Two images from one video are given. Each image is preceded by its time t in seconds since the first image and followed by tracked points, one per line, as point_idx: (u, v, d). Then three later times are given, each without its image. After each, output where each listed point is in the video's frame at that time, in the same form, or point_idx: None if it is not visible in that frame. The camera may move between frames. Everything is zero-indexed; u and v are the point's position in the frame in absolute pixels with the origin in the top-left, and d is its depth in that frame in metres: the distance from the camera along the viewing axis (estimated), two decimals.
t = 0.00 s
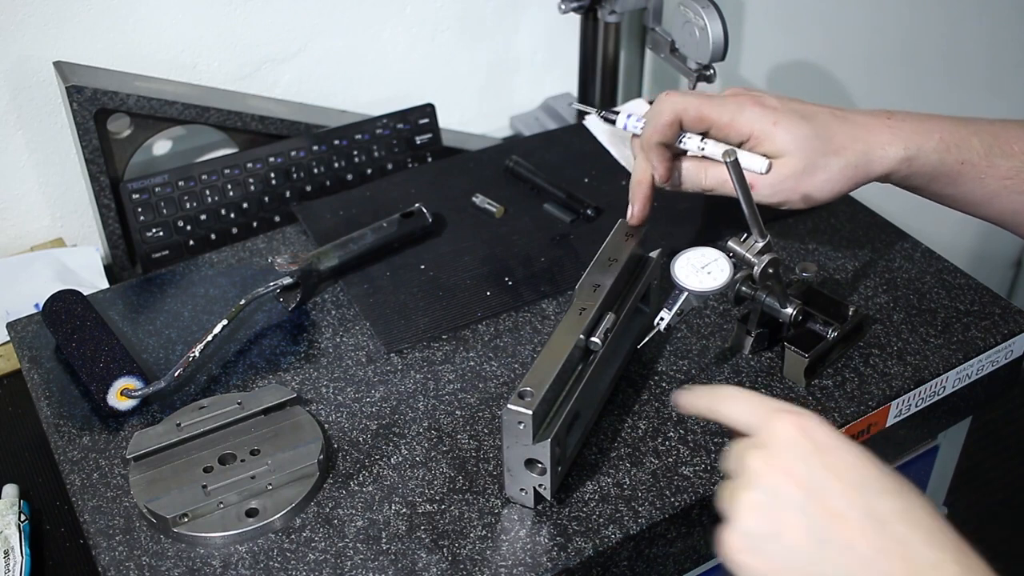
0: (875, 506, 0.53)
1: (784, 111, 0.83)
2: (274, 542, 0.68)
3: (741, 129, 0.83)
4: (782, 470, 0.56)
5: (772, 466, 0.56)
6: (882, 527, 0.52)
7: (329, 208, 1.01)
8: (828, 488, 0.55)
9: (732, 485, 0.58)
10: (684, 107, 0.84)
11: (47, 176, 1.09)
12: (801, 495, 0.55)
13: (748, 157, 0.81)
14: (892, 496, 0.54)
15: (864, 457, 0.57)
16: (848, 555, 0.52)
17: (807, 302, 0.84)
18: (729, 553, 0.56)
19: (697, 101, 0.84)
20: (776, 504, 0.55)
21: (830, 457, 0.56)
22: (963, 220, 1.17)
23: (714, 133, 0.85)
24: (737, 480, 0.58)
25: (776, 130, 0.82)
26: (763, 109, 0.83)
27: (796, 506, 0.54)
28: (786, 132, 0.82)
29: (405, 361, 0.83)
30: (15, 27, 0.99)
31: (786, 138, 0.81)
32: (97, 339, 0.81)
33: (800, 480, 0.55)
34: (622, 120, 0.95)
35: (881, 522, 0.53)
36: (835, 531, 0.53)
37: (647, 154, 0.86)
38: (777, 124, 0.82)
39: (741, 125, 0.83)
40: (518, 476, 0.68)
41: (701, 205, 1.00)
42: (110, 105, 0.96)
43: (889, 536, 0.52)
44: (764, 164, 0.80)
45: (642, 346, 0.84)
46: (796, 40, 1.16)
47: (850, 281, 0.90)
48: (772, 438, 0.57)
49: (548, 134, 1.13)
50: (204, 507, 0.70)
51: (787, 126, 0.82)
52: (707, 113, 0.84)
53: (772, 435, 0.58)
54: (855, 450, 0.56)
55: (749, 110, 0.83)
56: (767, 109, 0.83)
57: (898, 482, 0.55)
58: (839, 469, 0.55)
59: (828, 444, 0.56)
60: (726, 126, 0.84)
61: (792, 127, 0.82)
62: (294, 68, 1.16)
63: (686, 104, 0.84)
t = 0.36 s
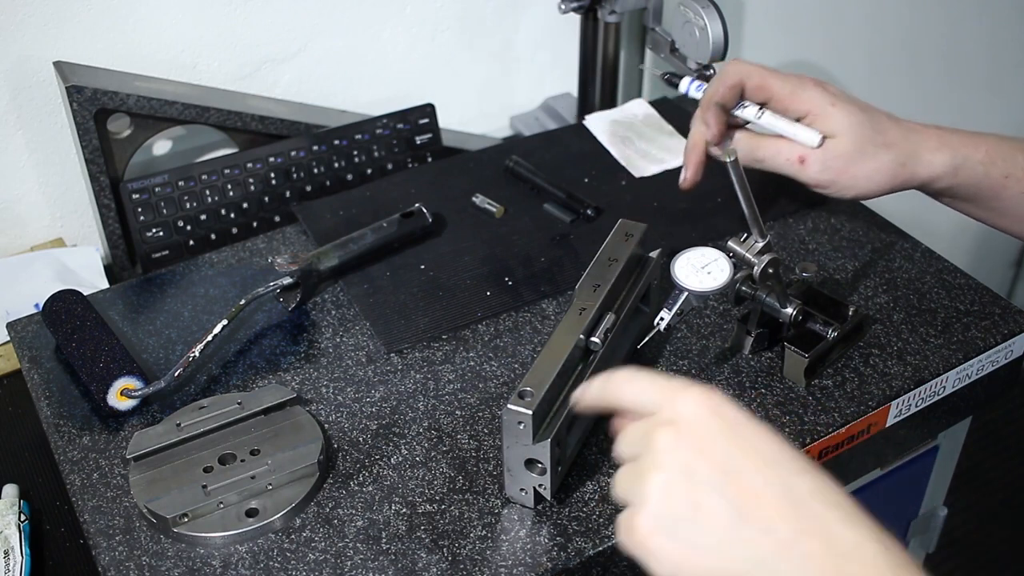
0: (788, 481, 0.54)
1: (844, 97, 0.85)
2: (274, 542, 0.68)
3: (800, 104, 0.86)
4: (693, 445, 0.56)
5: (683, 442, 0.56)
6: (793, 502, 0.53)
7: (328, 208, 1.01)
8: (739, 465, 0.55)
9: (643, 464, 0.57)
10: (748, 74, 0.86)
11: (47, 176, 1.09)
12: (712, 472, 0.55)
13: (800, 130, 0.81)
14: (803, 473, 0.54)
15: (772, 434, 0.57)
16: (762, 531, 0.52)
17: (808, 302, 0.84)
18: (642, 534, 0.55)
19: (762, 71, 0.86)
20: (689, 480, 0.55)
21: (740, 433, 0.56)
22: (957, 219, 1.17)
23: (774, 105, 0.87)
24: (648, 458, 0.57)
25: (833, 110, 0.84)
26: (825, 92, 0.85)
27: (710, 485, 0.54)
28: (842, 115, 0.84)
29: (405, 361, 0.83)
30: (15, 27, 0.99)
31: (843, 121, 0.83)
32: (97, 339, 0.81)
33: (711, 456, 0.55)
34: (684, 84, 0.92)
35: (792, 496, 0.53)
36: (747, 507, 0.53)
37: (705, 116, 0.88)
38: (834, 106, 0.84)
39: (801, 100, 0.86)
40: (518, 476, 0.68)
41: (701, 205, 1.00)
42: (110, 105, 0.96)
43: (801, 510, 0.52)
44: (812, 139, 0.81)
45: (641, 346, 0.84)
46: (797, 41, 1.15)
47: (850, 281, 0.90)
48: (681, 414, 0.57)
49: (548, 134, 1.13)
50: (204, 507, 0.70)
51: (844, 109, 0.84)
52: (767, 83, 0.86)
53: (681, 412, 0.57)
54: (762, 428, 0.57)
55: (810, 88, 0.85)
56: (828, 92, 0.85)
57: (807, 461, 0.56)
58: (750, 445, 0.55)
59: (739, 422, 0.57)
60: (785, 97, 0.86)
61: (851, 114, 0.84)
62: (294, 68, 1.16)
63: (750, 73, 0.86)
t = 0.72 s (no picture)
0: (764, 503, 0.62)
1: (937, 232, 0.86)
2: (274, 542, 0.68)
3: (898, 246, 0.86)
4: (689, 455, 0.63)
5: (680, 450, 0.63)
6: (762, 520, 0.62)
7: (328, 208, 1.01)
8: (727, 479, 0.62)
9: (638, 450, 0.65)
10: (848, 212, 0.88)
11: (47, 176, 1.09)
12: (700, 481, 0.62)
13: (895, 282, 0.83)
14: (775, 494, 0.63)
15: (758, 448, 0.64)
16: (728, 536, 0.62)
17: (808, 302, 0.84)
18: (625, 518, 0.64)
19: (862, 209, 0.88)
20: (677, 484, 0.63)
21: (734, 450, 0.63)
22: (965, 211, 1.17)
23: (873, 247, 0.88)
24: (645, 448, 0.64)
25: (932, 249, 0.85)
26: (921, 228, 0.86)
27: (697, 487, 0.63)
28: (942, 254, 0.84)
29: (405, 361, 0.83)
30: (15, 27, 0.99)
31: (945, 257, 0.84)
32: (97, 339, 0.81)
33: (703, 467, 0.63)
34: (786, 213, 0.89)
35: (762, 515, 0.62)
36: (722, 516, 0.62)
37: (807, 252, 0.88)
38: (933, 245, 0.85)
39: (899, 239, 0.86)
40: (518, 476, 0.68)
41: (701, 205, 1.00)
42: (110, 105, 0.96)
43: (767, 530, 0.62)
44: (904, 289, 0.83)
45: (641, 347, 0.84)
46: (796, 43, 1.15)
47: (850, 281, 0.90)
48: (684, 419, 0.64)
49: (548, 134, 1.13)
50: (204, 507, 0.70)
51: (942, 248, 0.85)
52: (869, 222, 0.87)
53: (685, 418, 0.64)
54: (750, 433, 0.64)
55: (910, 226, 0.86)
56: (924, 230, 0.86)
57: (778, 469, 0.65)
58: (740, 463, 0.63)
59: (738, 439, 0.63)
60: (883, 242, 0.87)
61: (945, 245, 0.85)
62: (294, 68, 1.16)
63: (851, 209, 0.88)
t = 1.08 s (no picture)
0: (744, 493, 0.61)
1: (942, 211, 0.86)
2: (274, 542, 0.68)
3: (903, 229, 0.86)
4: (662, 477, 0.61)
5: (652, 473, 0.61)
6: (749, 515, 0.61)
7: (328, 208, 1.01)
8: (702, 487, 0.61)
9: (618, 475, 0.64)
10: (851, 199, 0.88)
11: (47, 176, 1.09)
12: (679, 497, 0.61)
13: (903, 269, 0.84)
14: (757, 486, 0.62)
15: (726, 442, 0.62)
16: (721, 537, 0.62)
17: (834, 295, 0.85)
18: (620, 540, 0.64)
19: (865, 194, 0.88)
20: (658, 505, 0.62)
21: (704, 461, 0.61)
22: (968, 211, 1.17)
23: (878, 229, 0.88)
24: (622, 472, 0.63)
25: (938, 230, 0.85)
26: (926, 210, 0.86)
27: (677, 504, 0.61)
28: (947, 234, 0.85)
29: (405, 361, 0.83)
30: (15, 27, 0.99)
31: (949, 239, 0.84)
32: (97, 339, 0.81)
33: (680, 485, 0.61)
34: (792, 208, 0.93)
35: (748, 510, 0.61)
36: (710, 521, 0.61)
37: (823, 244, 0.88)
38: (938, 225, 0.85)
39: (905, 222, 0.86)
40: (518, 476, 0.68)
41: (701, 205, 1.00)
42: (110, 105, 0.96)
43: (756, 524, 0.61)
44: (911, 275, 0.84)
45: (641, 347, 0.84)
46: (797, 42, 1.14)
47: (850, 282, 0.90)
48: (649, 444, 0.62)
49: (549, 134, 1.13)
50: (204, 507, 0.70)
51: (948, 230, 0.85)
52: (872, 207, 0.87)
53: (650, 442, 0.62)
54: (717, 434, 0.62)
55: (915, 207, 0.86)
56: (929, 209, 0.86)
57: (752, 455, 0.63)
58: (713, 472, 0.61)
59: (704, 444, 0.62)
60: (889, 225, 0.87)
61: (950, 227, 0.85)
62: (294, 68, 1.16)
63: (853, 196, 0.88)
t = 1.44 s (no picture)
0: (728, 492, 0.59)
1: (950, 205, 0.86)
2: (273, 542, 0.68)
3: (913, 221, 0.86)
4: (640, 486, 0.60)
5: (630, 484, 0.60)
6: (736, 514, 0.59)
7: (328, 209, 1.01)
8: (683, 492, 0.59)
9: (602, 485, 0.63)
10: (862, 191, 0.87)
11: (47, 176, 1.09)
12: (661, 504, 0.60)
13: (911, 264, 0.84)
14: (742, 483, 0.60)
15: (704, 441, 0.60)
16: (710, 539, 0.60)
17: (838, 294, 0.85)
18: (612, 547, 0.63)
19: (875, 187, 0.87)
20: (640, 514, 0.61)
21: (681, 466, 0.59)
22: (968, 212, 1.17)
23: (886, 221, 0.88)
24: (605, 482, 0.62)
25: (947, 224, 0.85)
26: (935, 203, 0.86)
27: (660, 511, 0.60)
28: (955, 227, 0.85)
29: (405, 361, 0.83)
30: (15, 27, 0.99)
31: (957, 232, 0.85)
32: (97, 339, 0.81)
33: (660, 492, 0.60)
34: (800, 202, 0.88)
35: (734, 508, 0.59)
36: (695, 523, 0.60)
37: (834, 239, 0.86)
38: (947, 219, 0.85)
39: (915, 214, 0.86)
40: (518, 476, 0.68)
41: (701, 205, 1.00)
42: (110, 105, 0.96)
43: (745, 523, 0.59)
44: (919, 269, 0.84)
45: (641, 347, 0.84)
46: (796, 41, 1.14)
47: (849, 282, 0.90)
48: (623, 455, 0.60)
49: (549, 134, 1.13)
50: (204, 507, 0.70)
51: (956, 223, 0.85)
52: (882, 200, 0.87)
53: (624, 454, 0.60)
54: (694, 435, 0.61)
55: (924, 200, 0.86)
56: (938, 203, 0.86)
57: (736, 450, 0.61)
58: (692, 475, 0.59)
59: (679, 448, 0.60)
60: (899, 218, 0.87)
61: (958, 220, 0.85)
62: (295, 68, 1.16)
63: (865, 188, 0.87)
